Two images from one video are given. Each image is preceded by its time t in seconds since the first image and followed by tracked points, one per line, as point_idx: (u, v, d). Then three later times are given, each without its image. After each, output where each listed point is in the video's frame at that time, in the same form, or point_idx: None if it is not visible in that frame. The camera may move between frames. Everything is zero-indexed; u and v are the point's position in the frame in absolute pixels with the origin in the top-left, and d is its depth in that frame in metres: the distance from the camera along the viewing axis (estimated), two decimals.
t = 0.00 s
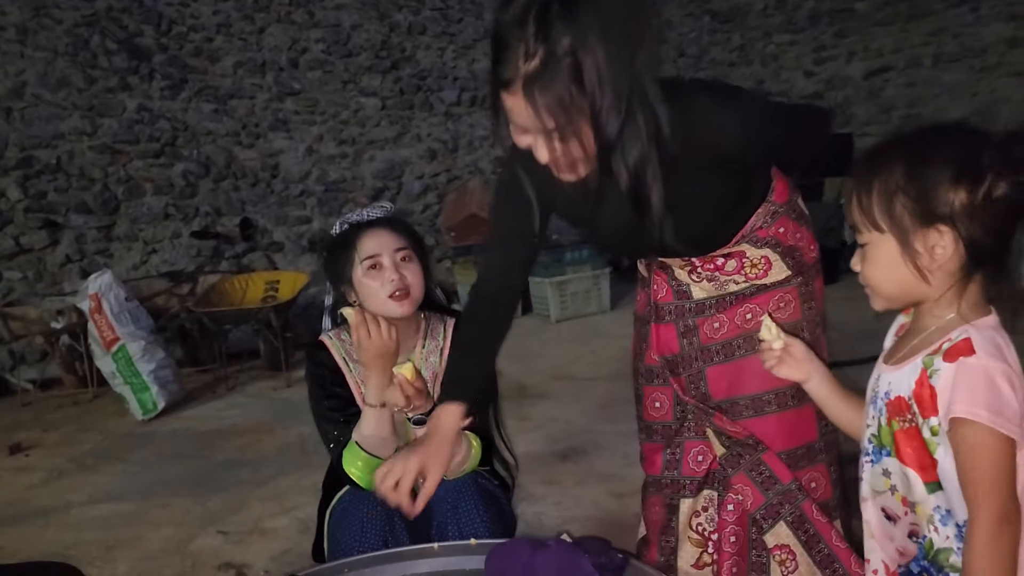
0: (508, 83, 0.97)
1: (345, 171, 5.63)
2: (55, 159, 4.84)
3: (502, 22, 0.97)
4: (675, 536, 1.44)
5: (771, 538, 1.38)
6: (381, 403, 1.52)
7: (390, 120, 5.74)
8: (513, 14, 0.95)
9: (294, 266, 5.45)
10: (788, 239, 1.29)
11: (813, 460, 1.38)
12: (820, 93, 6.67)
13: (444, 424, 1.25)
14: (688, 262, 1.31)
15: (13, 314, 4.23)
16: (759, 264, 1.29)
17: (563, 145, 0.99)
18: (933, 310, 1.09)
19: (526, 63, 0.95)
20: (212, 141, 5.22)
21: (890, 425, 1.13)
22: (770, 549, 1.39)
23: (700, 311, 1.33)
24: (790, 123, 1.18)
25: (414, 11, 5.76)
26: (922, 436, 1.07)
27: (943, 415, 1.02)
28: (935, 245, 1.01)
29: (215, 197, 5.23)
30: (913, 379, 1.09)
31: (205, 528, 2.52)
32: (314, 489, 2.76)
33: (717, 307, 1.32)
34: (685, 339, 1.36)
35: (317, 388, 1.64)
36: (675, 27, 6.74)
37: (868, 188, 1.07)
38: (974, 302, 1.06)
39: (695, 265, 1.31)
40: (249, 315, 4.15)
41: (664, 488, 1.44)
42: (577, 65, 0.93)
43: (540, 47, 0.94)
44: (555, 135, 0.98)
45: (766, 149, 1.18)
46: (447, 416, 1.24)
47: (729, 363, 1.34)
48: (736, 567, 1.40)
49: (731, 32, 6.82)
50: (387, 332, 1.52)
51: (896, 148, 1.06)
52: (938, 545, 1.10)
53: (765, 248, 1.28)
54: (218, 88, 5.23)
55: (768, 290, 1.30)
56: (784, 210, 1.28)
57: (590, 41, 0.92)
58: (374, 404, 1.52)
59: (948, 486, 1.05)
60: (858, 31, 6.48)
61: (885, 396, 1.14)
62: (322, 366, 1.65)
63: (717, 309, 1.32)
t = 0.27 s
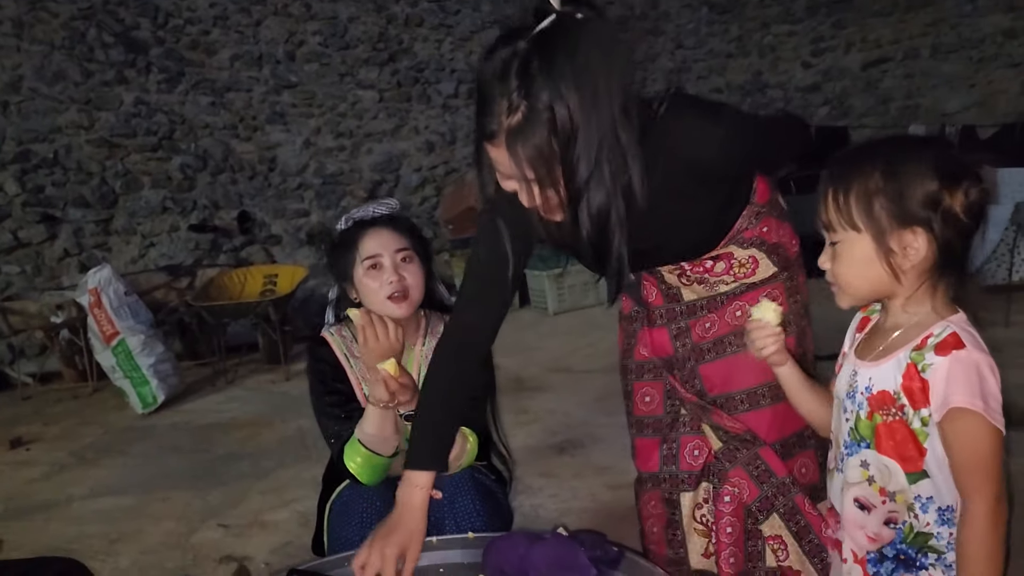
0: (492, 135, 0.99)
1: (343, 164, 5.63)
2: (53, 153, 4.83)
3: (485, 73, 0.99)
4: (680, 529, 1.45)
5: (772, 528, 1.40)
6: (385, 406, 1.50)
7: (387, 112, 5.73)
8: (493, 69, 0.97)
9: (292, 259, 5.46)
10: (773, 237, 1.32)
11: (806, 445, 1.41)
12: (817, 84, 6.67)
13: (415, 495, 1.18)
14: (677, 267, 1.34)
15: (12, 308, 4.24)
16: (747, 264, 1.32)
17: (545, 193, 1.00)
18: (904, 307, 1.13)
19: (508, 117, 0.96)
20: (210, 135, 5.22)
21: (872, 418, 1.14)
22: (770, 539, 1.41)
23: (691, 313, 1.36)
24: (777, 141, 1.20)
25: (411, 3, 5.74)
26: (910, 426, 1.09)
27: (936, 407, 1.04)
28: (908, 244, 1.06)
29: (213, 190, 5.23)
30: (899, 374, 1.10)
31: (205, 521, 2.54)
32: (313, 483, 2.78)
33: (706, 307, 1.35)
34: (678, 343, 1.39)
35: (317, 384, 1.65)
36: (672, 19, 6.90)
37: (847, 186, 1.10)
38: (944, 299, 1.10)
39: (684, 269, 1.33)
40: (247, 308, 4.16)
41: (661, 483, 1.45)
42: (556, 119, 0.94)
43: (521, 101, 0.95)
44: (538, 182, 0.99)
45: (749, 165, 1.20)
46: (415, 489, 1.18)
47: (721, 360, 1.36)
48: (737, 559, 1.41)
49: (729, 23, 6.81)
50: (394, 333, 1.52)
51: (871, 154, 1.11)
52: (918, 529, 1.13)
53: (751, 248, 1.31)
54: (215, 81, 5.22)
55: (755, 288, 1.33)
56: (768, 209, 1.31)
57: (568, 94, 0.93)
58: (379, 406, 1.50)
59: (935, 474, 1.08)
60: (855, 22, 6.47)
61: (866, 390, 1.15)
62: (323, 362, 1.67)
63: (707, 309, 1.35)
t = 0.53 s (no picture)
0: (487, 159, 1.02)
1: (340, 155, 5.62)
2: (50, 143, 4.83)
3: (478, 97, 1.01)
4: (674, 518, 1.46)
5: (764, 514, 1.43)
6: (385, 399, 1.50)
7: (385, 103, 5.73)
8: (486, 94, 0.99)
9: (289, 250, 5.47)
10: (762, 230, 1.36)
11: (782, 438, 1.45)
12: (814, 76, 6.66)
13: (415, 520, 1.18)
14: (676, 268, 1.36)
15: (10, 299, 4.24)
16: (740, 257, 1.36)
17: (538, 213, 1.02)
18: (887, 299, 1.15)
19: (503, 141, 0.99)
20: (206, 126, 5.21)
21: (855, 406, 1.17)
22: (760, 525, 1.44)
23: (686, 308, 1.39)
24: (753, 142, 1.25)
25: None
26: (891, 415, 1.12)
27: (916, 393, 1.06)
28: (883, 235, 1.08)
29: (210, 181, 5.23)
30: (881, 361, 1.13)
31: (205, 511, 2.56)
32: (312, 472, 2.80)
33: (703, 301, 1.38)
34: (676, 339, 1.41)
35: (318, 374, 1.67)
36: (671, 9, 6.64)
37: (828, 176, 1.12)
38: (923, 290, 1.12)
39: (682, 266, 1.36)
40: (245, 300, 4.18)
41: (653, 475, 1.45)
42: (548, 142, 0.96)
43: (514, 126, 0.97)
44: (531, 204, 1.01)
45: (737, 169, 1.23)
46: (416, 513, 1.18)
47: (716, 351, 1.41)
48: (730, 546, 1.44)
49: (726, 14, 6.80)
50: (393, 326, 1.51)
51: (852, 150, 1.12)
52: (899, 517, 1.15)
53: (743, 242, 1.35)
54: (212, 71, 5.21)
55: (748, 280, 1.38)
56: (756, 203, 1.35)
57: (559, 117, 0.95)
58: (379, 399, 1.50)
59: (917, 462, 1.10)
60: (853, 13, 6.47)
61: (850, 378, 1.18)
62: (324, 354, 1.67)
63: (703, 304, 1.39)
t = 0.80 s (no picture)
0: (485, 156, 1.01)
1: (336, 147, 5.61)
2: (45, 135, 4.82)
3: (475, 95, 1.01)
4: (668, 508, 1.47)
5: (756, 504, 1.43)
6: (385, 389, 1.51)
7: (381, 95, 5.71)
8: (484, 91, 0.99)
9: (286, 241, 5.47)
10: (755, 222, 1.38)
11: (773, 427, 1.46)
12: (811, 68, 6.66)
13: (414, 511, 1.18)
14: (671, 262, 1.37)
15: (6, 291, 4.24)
16: (732, 250, 1.37)
17: (537, 210, 1.02)
18: (876, 291, 1.15)
19: (502, 139, 0.99)
20: (203, 117, 5.20)
21: (842, 394, 1.17)
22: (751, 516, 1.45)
23: (681, 300, 1.40)
24: (744, 136, 1.25)
25: None
26: (877, 404, 1.12)
27: (900, 382, 1.07)
28: (870, 227, 1.08)
29: (206, 173, 5.23)
30: (867, 351, 1.13)
31: (202, 501, 2.56)
32: (308, 463, 2.81)
33: (697, 293, 1.39)
34: (670, 331, 1.41)
35: (316, 364, 1.67)
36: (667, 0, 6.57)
37: (816, 169, 1.13)
38: (912, 282, 1.12)
39: (677, 258, 1.36)
40: (242, 291, 4.18)
41: (648, 466, 1.46)
42: (547, 138, 0.97)
43: (514, 123, 0.97)
44: (529, 201, 1.01)
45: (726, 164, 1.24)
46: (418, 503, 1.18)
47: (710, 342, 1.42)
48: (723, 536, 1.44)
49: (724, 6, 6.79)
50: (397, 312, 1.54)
51: (838, 145, 1.13)
52: (882, 505, 1.16)
53: (736, 234, 1.36)
54: (208, 63, 5.20)
55: (741, 271, 1.39)
56: (747, 196, 1.38)
57: (558, 114, 0.96)
58: (379, 391, 1.51)
59: (899, 450, 1.11)
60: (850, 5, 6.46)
61: (839, 367, 1.18)
62: (323, 344, 1.68)
63: (697, 296, 1.40)
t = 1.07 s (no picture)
0: (482, 146, 1.02)
1: (335, 139, 5.60)
2: (43, 126, 4.81)
3: (471, 86, 1.01)
4: (664, 499, 1.49)
5: (749, 496, 1.44)
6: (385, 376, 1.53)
7: (380, 87, 5.70)
8: (481, 82, 0.99)
9: (284, 233, 5.47)
10: (750, 214, 1.38)
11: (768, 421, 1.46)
12: (810, 60, 6.65)
13: (419, 499, 1.19)
14: (666, 255, 1.38)
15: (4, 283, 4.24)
16: (728, 242, 1.38)
17: (533, 200, 1.01)
18: (871, 284, 1.16)
19: (499, 128, 0.99)
20: (200, 109, 5.20)
21: (835, 382, 1.19)
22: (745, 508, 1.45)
23: (676, 293, 1.41)
24: (738, 127, 1.26)
25: None
26: (869, 391, 1.13)
27: (893, 370, 1.08)
28: (862, 222, 1.09)
29: (204, 165, 5.23)
30: (861, 339, 1.14)
31: (200, 492, 2.57)
32: (306, 455, 2.82)
33: (691, 285, 1.40)
34: (666, 323, 1.42)
35: (316, 354, 1.68)
36: None
37: (806, 171, 1.14)
38: (906, 274, 1.13)
39: (671, 250, 1.37)
40: (240, 283, 4.18)
41: (644, 456, 1.47)
42: (543, 128, 0.97)
43: (510, 113, 0.98)
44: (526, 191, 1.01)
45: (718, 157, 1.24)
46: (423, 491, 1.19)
47: (706, 334, 1.42)
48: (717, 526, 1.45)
49: None
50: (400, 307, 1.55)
51: (831, 139, 1.13)
52: (871, 494, 1.16)
53: (731, 227, 1.37)
54: (206, 55, 5.19)
55: (736, 263, 1.39)
56: (744, 188, 1.37)
57: (554, 103, 0.96)
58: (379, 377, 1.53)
59: (890, 437, 1.12)
60: None
61: (832, 356, 1.20)
62: (324, 334, 1.69)
63: (693, 287, 1.41)
